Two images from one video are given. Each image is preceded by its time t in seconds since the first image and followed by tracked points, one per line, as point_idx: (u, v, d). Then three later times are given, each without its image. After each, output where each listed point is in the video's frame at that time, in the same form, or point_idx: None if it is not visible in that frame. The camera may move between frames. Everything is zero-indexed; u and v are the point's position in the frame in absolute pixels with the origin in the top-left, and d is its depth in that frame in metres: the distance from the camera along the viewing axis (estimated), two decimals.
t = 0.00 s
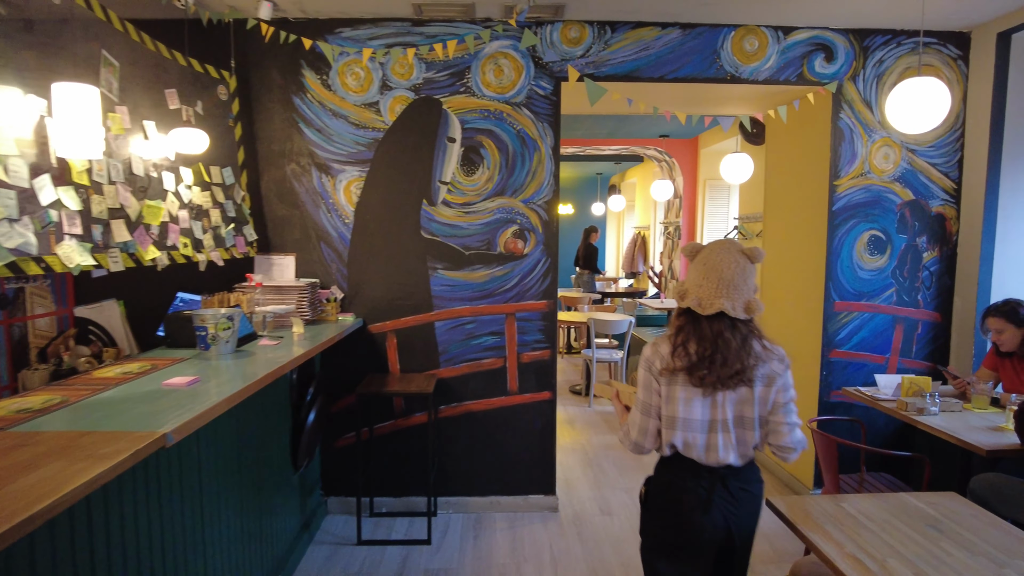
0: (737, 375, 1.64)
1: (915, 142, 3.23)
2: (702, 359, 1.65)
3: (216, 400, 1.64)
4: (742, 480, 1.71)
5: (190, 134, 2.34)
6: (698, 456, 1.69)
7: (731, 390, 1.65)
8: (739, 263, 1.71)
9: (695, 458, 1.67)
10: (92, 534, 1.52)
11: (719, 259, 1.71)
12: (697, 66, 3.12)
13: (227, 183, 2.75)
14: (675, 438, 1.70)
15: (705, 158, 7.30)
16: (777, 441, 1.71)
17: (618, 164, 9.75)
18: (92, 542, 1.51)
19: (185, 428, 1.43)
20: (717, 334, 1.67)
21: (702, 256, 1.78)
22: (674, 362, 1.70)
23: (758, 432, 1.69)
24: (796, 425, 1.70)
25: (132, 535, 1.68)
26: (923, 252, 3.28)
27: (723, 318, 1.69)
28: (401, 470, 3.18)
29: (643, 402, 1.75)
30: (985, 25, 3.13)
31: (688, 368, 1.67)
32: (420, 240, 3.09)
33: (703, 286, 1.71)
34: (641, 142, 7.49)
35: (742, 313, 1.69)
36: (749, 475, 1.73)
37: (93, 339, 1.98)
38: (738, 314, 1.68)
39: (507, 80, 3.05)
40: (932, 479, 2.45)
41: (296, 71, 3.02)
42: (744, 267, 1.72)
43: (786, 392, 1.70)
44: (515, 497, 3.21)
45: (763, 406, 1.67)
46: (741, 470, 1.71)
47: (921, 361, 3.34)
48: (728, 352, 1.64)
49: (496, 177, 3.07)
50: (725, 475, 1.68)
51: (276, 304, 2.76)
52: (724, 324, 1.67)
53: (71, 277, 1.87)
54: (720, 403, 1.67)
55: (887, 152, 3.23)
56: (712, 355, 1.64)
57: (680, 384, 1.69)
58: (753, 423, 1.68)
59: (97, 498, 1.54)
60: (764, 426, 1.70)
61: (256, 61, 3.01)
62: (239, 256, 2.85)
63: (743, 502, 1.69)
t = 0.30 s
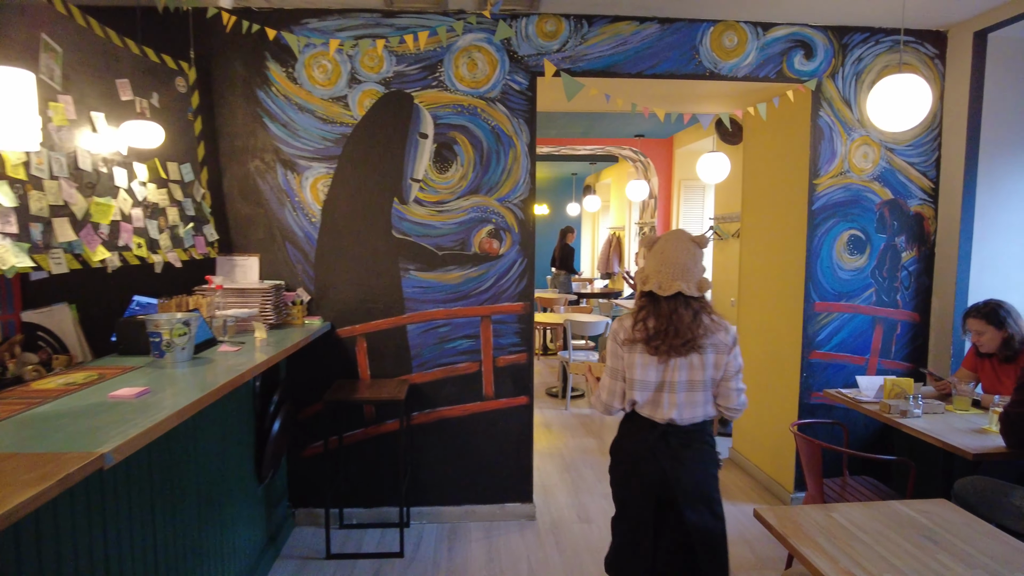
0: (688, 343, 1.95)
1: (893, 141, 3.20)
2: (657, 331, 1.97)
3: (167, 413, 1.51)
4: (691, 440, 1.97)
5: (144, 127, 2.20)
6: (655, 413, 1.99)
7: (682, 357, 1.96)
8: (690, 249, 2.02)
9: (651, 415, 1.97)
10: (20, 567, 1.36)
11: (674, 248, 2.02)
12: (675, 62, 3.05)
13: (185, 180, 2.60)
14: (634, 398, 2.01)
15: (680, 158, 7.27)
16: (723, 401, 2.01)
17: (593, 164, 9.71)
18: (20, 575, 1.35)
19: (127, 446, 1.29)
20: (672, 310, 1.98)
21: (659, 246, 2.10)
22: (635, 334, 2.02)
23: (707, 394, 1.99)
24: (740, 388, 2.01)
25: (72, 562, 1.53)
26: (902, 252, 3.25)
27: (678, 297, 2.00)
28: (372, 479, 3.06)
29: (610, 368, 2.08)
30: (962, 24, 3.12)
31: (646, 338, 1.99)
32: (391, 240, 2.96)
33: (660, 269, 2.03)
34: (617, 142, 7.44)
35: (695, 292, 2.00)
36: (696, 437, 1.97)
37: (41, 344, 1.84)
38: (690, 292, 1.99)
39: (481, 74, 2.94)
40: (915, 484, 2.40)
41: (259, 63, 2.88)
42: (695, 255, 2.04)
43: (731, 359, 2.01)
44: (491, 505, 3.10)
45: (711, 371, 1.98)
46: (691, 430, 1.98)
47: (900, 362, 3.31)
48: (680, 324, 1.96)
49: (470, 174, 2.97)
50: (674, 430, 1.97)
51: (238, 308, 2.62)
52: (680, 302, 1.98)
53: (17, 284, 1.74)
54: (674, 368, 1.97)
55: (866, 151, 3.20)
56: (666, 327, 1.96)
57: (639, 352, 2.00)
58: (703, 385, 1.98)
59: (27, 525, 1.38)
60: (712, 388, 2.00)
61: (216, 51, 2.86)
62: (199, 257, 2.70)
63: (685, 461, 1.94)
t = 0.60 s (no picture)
0: (642, 332, 2.24)
1: (875, 139, 3.15)
2: (616, 322, 2.25)
3: (105, 433, 1.35)
4: (645, 415, 2.24)
5: (91, 117, 2.04)
6: (616, 395, 2.25)
7: (637, 344, 2.24)
8: (642, 252, 2.34)
9: (611, 394, 2.23)
10: None
11: (627, 251, 2.35)
12: (656, 56, 2.96)
13: (139, 176, 2.43)
14: (597, 381, 2.27)
15: (657, 158, 7.22)
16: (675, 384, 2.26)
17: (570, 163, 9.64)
18: None
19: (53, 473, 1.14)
20: (628, 304, 2.27)
21: (615, 252, 2.40)
22: (596, 327, 2.30)
23: (660, 377, 2.25)
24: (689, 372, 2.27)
25: None
26: (884, 251, 3.20)
27: (633, 293, 2.30)
28: (341, 491, 2.92)
29: (574, 358, 2.34)
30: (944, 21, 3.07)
31: (606, 329, 2.27)
32: (360, 240, 2.83)
33: (617, 270, 2.32)
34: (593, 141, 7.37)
35: (648, 288, 2.30)
36: (651, 412, 2.24)
37: None
38: (644, 288, 2.29)
39: (454, 67, 2.82)
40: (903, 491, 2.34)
41: (219, 52, 2.72)
42: (646, 256, 2.35)
43: (680, 345, 2.28)
44: (466, 516, 2.98)
45: (663, 356, 2.25)
46: (645, 407, 2.25)
47: (882, 363, 3.27)
48: (634, 315, 2.25)
49: (444, 171, 2.85)
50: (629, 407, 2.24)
51: (197, 313, 2.47)
52: (634, 297, 2.27)
53: None
54: (631, 355, 2.24)
55: (849, 149, 3.14)
56: (624, 317, 2.24)
57: (601, 342, 2.27)
58: (655, 369, 2.25)
59: None
60: (665, 372, 2.26)
61: (173, 39, 2.69)
62: (155, 258, 2.53)
63: (639, 432, 2.22)
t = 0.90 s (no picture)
0: (612, 329, 2.37)
1: (867, 140, 3.07)
2: (589, 321, 2.39)
3: (38, 467, 1.20)
4: (625, 406, 2.40)
5: (36, 112, 1.86)
6: (591, 386, 2.41)
7: (608, 340, 2.37)
8: (616, 256, 2.43)
9: (584, 386, 2.38)
10: None
11: (600, 257, 2.46)
12: (644, 53, 2.85)
13: (93, 176, 2.26)
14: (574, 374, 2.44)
15: (640, 159, 7.14)
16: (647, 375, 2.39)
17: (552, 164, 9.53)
18: None
19: None
20: (601, 304, 2.40)
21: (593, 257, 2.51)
22: (572, 324, 2.46)
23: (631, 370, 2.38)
24: (658, 365, 2.38)
25: None
26: (876, 255, 3.12)
27: (607, 295, 2.41)
28: (315, 509, 2.77)
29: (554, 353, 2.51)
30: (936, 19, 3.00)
31: (581, 327, 2.42)
32: (334, 245, 2.68)
33: (591, 273, 2.43)
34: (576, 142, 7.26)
35: (620, 290, 2.41)
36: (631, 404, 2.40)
37: None
38: (616, 290, 2.39)
39: (433, 63, 2.68)
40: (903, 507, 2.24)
41: (182, 44, 2.54)
42: (619, 261, 2.45)
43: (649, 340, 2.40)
44: (447, 534, 2.85)
45: (631, 352, 2.37)
46: (623, 398, 2.41)
47: (874, 370, 3.19)
48: (606, 316, 2.38)
49: (423, 172, 2.71)
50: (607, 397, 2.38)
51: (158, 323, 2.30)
52: (606, 299, 2.40)
53: None
54: (603, 350, 2.37)
55: (840, 150, 3.06)
56: (596, 316, 2.38)
57: (576, 338, 2.43)
58: (625, 364, 2.37)
59: None
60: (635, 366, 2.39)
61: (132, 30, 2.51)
62: (112, 264, 2.36)
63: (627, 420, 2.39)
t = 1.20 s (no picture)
0: (593, 314, 2.63)
1: (863, 139, 2.99)
2: (572, 307, 2.64)
3: None
4: (601, 383, 2.65)
5: None
6: (572, 366, 2.65)
7: (590, 324, 2.63)
8: (592, 248, 2.70)
9: (568, 365, 2.62)
10: None
11: (580, 248, 2.70)
12: (635, 47, 2.74)
13: (48, 173, 2.10)
14: (557, 355, 2.66)
15: (627, 160, 7.05)
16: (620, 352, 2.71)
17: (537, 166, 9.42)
18: None
19: None
20: (582, 292, 2.65)
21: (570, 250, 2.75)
22: (556, 311, 2.68)
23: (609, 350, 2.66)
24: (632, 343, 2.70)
25: None
26: (872, 258, 3.04)
27: (586, 284, 2.67)
28: (291, 526, 2.62)
29: (539, 337, 2.72)
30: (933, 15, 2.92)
31: (564, 313, 2.65)
32: (311, 247, 2.54)
33: (570, 264, 2.67)
34: (561, 143, 7.15)
35: (597, 279, 2.67)
36: (604, 380, 2.65)
37: None
38: (594, 280, 2.64)
39: (415, 56, 2.56)
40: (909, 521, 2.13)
41: (148, 34, 2.39)
42: (594, 253, 2.71)
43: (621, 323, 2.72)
44: (431, 550, 2.71)
45: (610, 333, 2.65)
46: (600, 375, 2.66)
47: (871, 375, 3.10)
48: (588, 302, 2.63)
49: (404, 170, 2.59)
50: (586, 374, 2.63)
51: (121, 331, 2.15)
52: (587, 287, 2.65)
53: None
54: (585, 332, 2.63)
55: (836, 149, 2.97)
56: (578, 303, 2.63)
57: (559, 323, 2.66)
58: (605, 344, 2.65)
59: None
60: (613, 345, 2.68)
61: (94, 18, 2.35)
62: (70, 268, 2.20)
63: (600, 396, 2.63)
